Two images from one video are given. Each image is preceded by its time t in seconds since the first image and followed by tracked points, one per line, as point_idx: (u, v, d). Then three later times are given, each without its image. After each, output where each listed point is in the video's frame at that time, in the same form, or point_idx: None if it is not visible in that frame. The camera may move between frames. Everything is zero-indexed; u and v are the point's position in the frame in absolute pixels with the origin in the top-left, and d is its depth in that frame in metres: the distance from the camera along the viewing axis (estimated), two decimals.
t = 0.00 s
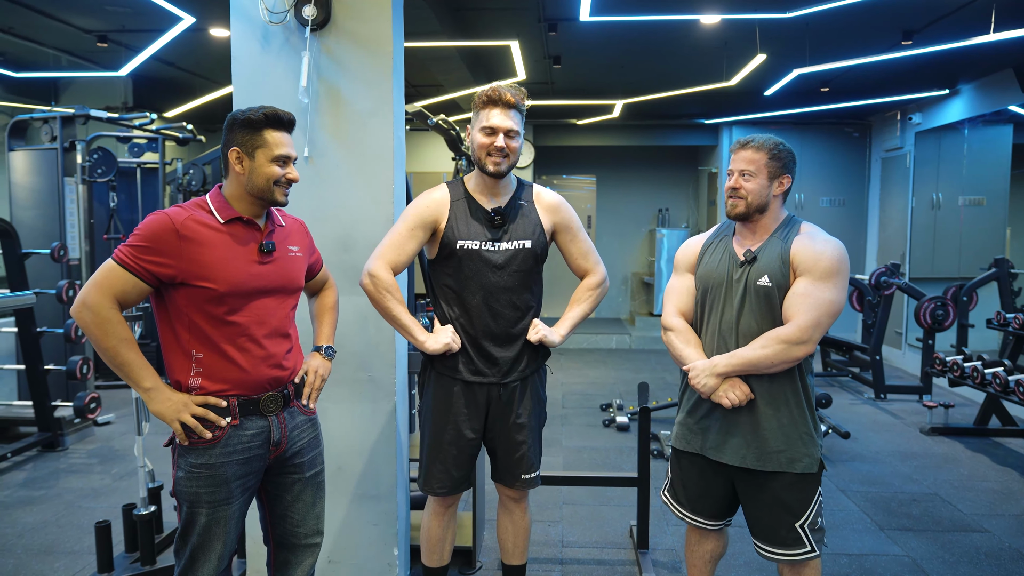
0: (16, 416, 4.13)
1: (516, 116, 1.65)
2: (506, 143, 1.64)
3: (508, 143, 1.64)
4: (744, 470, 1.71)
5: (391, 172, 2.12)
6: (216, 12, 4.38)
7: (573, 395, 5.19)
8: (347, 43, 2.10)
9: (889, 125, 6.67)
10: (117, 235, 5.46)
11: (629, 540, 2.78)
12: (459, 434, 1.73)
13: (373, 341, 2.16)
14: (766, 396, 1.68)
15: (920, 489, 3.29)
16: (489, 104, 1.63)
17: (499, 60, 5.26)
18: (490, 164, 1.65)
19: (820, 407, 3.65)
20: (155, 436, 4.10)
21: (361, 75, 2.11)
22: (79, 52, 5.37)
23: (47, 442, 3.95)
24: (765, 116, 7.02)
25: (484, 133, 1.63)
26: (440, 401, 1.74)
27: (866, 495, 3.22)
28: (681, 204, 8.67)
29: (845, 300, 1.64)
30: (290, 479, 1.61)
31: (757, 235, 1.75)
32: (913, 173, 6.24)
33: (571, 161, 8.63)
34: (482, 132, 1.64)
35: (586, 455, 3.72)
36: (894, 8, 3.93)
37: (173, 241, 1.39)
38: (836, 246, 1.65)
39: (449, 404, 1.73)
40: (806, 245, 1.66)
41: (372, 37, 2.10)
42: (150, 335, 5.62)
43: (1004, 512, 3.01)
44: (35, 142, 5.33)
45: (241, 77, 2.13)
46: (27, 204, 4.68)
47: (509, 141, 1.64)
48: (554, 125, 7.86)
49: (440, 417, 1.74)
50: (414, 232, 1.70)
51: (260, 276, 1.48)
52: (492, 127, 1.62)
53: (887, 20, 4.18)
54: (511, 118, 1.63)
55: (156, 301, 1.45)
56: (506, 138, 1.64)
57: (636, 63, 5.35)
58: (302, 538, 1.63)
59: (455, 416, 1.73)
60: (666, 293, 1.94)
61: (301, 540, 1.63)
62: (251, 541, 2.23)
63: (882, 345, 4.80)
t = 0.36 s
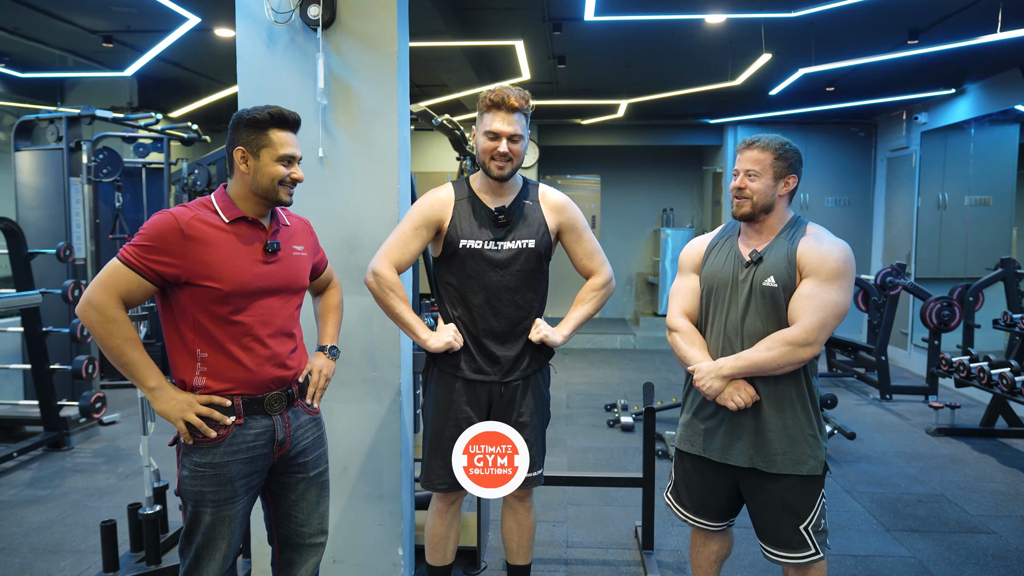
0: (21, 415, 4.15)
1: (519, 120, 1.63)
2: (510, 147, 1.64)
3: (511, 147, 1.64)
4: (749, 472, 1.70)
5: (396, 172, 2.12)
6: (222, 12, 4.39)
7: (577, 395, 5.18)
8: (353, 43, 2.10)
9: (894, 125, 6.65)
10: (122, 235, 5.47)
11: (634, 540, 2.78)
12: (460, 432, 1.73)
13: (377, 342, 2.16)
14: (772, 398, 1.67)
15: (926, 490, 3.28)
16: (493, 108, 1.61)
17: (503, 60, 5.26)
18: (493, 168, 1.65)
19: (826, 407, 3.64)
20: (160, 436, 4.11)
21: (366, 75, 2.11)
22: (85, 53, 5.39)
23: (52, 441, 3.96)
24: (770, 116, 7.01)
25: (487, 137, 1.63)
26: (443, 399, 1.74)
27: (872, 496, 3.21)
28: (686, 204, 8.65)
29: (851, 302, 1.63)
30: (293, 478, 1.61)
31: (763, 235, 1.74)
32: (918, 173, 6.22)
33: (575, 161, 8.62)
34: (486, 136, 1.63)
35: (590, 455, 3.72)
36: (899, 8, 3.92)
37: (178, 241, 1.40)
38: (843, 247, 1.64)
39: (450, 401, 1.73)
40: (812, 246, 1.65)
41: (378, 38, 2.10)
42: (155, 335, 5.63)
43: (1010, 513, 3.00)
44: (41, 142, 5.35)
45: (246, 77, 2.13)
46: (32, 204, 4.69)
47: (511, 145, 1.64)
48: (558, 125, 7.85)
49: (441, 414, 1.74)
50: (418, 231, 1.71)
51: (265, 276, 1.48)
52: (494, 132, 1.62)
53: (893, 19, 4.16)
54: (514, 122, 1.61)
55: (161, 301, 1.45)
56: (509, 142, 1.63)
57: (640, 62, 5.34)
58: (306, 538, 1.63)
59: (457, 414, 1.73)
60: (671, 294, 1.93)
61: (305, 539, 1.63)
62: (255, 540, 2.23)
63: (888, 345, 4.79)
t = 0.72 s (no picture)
0: (26, 415, 4.16)
1: (523, 123, 1.62)
2: (514, 151, 1.63)
3: (515, 151, 1.64)
4: (753, 472, 1.70)
5: (400, 172, 2.12)
6: (226, 13, 4.40)
7: (580, 395, 5.18)
8: (357, 43, 2.11)
9: (898, 125, 6.64)
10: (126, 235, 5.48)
11: (638, 541, 2.77)
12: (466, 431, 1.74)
13: (381, 342, 2.17)
14: (776, 398, 1.67)
15: (930, 491, 3.27)
16: (497, 110, 1.62)
17: (506, 61, 5.26)
18: (497, 171, 1.65)
19: (830, 407, 3.63)
20: (165, 436, 4.12)
21: (370, 76, 2.11)
22: (89, 53, 5.41)
23: (56, 441, 3.97)
24: (773, 116, 7.00)
25: (491, 140, 1.63)
26: (448, 398, 1.75)
27: (875, 497, 3.21)
28: (689, 204, 8.65)
29: (855, 302, 1.63)
30: (298, 478, 1.61)
31: (766, 235, 1.74)
32: (922, 173, 6.21)
33: (577, 161, 8.62)
34: (491, 140, 1.63)
35: (594, 455, 3.72)
36: (904, 8, 3.92)
37: (182, 241, 1.40)
38: (846, 247, 1.64)
39: (455, 400, 1.74)
40: (816, 246, 1.65)
41: (382, 38, 2.10)
42: (159, 335, 5.64)
43: (1015, 514, 2.99)
44: (46, 142, 5.36)
45: (251, 78, 2.14)
46: (37, 205, 4.71)
47: (515, 149, 1.63)
48: (561, 125, 7.85)
49: (446, 412, 1.75)
50: (423, 231, 1.71)
51: (268, 276, 1.48)
52: (498, 136, 1.62)
53: (897, 19, 4.16)
54: (518, 125, 1.61)
55: (165, 301, 1.45)
56: (513, 146, 1.63)
57: (643, 63, 5.34)
58: (311, 537, 1.63)
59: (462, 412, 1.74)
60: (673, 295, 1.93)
61: (309, 539, 1.63)
62: (259, 540, 2.23)
63: (891, 346, 4.78)
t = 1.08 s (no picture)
0: (33, 414, 4.18)
1: (545, 134, 1.64)
2: (537, 161, 1.65)
3: (538, 159, 1.65)
4: (761, 469, 1.70)
5: (404, 172, 2.12)
6: (231, 14, 4.41)
7: (585, 396, 5.19)
8: (361, 43, 2.11)
9: (903, 125, 6.62)
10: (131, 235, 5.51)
11: (641, 541, 2.78)
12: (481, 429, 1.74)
13: (386, 341, 2.17)
14: (783, 395, 1.67)
15: (935, 491, 3.26)
16: (521, 123, 1.61)
17: (511, 61, 5.26)
18: (519, 180, 1.66)
19: (834, 408, 3.63)
20: (170, 435, 4.13)
21: (375, 76, 2.12)
22: (95, 54, 5.44)
23: (63, 440, 3.99)
24: (778, 116, 6.99)
25: (514, 151, 1.63)
26: (461, 395, 1.75)
27: (880, 497, 3.20)
28: (693, 204, 8.64)
29: (859, 296, 1.63)
30: (298, 477, 1.62)
31: (769, 233, 1.74)
32: (928, 173, 6.19)
33: (582, 161, 8.62)
34: (513, 150, 1.63)
35: (598, 455, 3.72)
36: (909, 7, 3.91)
37: (181, 242, 1.39)
38: (848, 241, 1.64)
39: (471, 398, 1.74)
40: (819, 241, 1.65)
41: (386, 38, 2.11)
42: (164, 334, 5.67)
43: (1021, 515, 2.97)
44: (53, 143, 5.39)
45: (255, 78, 2.14)
46: (43, 205, 4.74)
47: (538, 159, 1.65)
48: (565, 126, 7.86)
49: (461, 410, 1.75)
50: (439, 233, 1.70)
51: (268, 276, 1.49)
52: (523, 147, 1.62)
53: (902, 19, 4.15)
54: (541, 137, 1.63)
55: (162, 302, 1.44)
56: (537, 157, 1.64)
57: (648, 63, 5.34)
58: (311, 535, 1.64)
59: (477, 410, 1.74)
60: (677, 293, 1.93)
61: (310, 537, 1.64)
62: (264, 538, 2.24)
63: (896, 346, 4.77)
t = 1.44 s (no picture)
0: (35, 413, 4.19)
1: (549, 132, 1.65)
2: (542, 160, 1.66)
3: (543, 159, 1.66)
4: (763, 469, 1.70)
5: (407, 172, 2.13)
6: (233, 14, 4.42)
7: (587, 396, 5.19)
8: (364, 44, 2.12)
9: (905, 124, 6.61)
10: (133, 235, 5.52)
11: (643, 541, 2.78)
12: (490, 429, 1.74)
13: (388, 341, 2.18)
14: (784, 394, 1.67)
15: (937, 491, 3.26)
16: (525, 122, 1.61)
17: (513, 61, 5.27)
18: (525, 179, 1.67)
19: (836, 407, 3.63)
20: (172, 435, 4.14)
21: (378, 76, 2.12)
22: (98, 55, 5.45)
23: (65, 440, 4.00)
24: (780, 116, 6.98)
25: (519, 150, 1.64)
26: (467, 396, 1.76)
27: (882, 498, 3.20)
28: (694, 204, 8.64)
29: (862, 297, 1.63)
30: (299, 476, 1.62)
31: (774, 234, 1.74)
32: (929, 173, 6.19)
33: (583, 161, 8.62)
34: (518, 150, 1.64)
35: (600, 455, 3.73)
36: (910, 7, 3.91)
37: (183, 241, 1.39)
38: (853, 243, 1.64)
39: (480, 398, 1.74)
40: (823, 242, 1.65)
41: (389, 39, 2.11)
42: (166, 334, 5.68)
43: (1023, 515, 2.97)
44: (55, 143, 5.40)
45: (258, 78, 2.14)
46: (46, 205, 4.74)
47: (543, 158, 1.66)
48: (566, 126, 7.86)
49: (468, 411, 1.76)
50: (446, 234, 1.71)
51: (270, 273, 1.49)
52: (528, 147, 1.63)
53: (904, 19, 4.15)
54: (546, 136, 1.64)
55: (165, 302, 1.44)
56: (541, 156, 1.65)
57: (649, 63, 5.34)
58: (311, 534, 1.64)
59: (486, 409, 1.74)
60: (681, 293, 1.94)
61: (310, 536, 1.64)
62: (265, 537, 2.24)
63: (898, 347, 4.77)
